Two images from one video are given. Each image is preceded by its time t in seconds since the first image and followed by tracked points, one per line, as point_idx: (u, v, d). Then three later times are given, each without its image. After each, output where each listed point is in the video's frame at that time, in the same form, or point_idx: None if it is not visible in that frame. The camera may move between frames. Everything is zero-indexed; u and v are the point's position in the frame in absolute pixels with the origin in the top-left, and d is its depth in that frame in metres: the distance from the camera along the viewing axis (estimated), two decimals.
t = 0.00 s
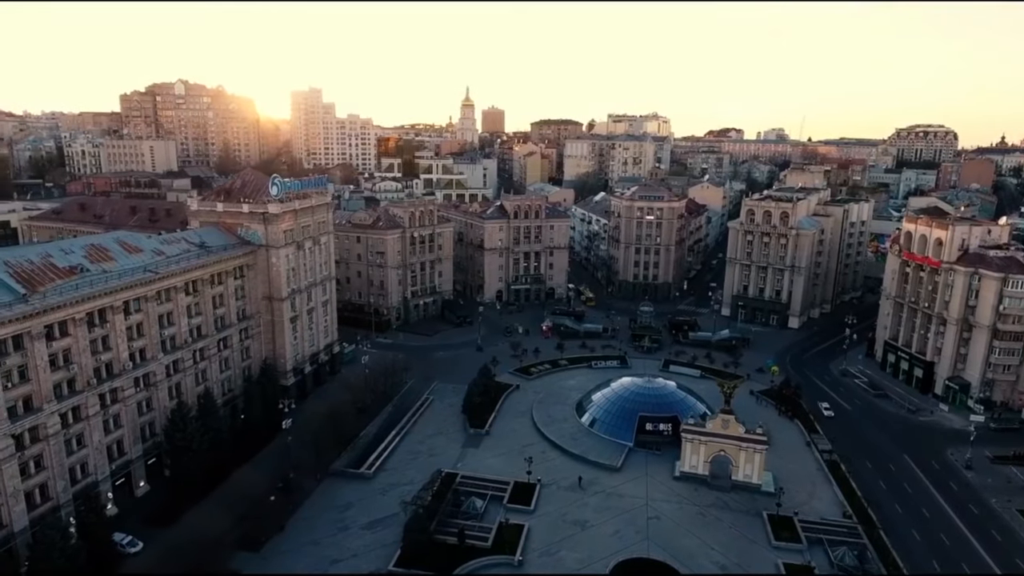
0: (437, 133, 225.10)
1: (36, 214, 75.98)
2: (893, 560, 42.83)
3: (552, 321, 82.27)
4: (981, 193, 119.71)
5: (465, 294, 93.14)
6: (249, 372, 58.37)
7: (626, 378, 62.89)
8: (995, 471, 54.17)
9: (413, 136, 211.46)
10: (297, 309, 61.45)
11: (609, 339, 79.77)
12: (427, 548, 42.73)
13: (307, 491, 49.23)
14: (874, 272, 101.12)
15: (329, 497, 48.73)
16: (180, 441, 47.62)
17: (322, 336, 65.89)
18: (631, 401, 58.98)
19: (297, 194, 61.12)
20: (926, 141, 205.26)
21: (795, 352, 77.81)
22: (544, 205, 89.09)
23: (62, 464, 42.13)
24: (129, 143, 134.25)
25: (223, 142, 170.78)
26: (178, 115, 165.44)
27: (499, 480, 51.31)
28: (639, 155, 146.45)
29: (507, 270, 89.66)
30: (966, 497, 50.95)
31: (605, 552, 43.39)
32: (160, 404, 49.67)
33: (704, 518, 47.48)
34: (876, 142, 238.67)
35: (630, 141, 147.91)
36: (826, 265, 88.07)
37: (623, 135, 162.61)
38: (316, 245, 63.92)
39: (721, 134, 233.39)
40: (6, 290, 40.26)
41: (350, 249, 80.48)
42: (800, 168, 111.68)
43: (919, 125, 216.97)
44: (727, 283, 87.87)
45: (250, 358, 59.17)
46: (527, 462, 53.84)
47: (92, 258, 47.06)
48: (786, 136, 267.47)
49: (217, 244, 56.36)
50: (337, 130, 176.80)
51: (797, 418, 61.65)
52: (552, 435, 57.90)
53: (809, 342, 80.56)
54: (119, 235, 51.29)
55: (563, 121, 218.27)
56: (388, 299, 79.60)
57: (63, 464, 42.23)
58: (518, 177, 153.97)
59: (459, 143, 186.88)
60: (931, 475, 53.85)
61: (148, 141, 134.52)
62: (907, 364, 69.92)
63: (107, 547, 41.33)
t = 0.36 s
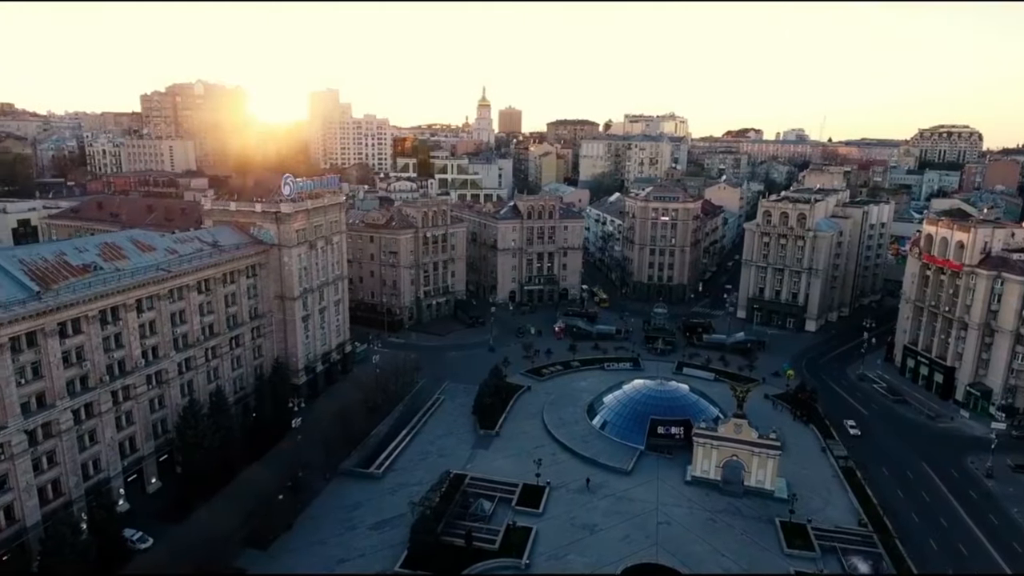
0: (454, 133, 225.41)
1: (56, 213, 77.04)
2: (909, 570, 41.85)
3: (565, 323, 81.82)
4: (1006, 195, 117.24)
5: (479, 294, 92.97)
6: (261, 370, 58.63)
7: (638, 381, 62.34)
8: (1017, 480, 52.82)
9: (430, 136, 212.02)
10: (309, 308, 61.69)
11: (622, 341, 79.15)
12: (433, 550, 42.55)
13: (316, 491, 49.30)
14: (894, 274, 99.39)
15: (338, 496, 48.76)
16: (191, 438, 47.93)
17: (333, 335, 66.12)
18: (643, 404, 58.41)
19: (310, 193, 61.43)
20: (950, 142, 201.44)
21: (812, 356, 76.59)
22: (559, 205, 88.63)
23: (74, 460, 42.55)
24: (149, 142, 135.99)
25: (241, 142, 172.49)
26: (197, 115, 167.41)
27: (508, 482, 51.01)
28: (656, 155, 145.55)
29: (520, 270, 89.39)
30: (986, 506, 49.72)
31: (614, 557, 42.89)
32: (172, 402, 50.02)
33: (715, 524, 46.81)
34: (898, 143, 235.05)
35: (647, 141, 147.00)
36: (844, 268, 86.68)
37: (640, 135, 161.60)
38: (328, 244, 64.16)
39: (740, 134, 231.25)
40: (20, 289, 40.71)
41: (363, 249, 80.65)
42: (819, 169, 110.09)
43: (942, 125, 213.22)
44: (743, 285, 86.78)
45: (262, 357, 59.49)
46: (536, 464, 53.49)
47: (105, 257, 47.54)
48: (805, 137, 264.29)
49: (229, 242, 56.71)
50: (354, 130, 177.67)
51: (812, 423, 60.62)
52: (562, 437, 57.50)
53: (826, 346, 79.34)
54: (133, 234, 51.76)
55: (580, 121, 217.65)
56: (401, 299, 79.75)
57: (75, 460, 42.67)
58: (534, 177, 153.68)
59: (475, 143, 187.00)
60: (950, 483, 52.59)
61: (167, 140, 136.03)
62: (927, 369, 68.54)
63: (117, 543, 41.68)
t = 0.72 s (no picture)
0: (469, 132, 225.58)
1: (74, 211, 78.14)
2: None
3: (577, 324, 81.35)
4: None
5: (491, 294, 92.80)
6: (272, 369, 58.94)
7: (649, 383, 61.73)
8: None
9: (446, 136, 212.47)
10: (320, 307, 61.91)
11: (635, 342, 78.54)
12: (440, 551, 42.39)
13: (325, 490, 49.38)
14: (914, 277, 97.69)
15: (346, 496, 48.79)
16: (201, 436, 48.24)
17: (345, 335, 66.31)
18: (653, 407, 57.84)
19: (322, 193, 61.67)
20: (974, 142, 197.61)
21: (827, 359, 75.42)
22: (572, 206, 88.16)
23: (86, 457, 42.98)
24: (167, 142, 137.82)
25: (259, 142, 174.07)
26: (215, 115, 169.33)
27: (517, 484, 50.74)
28: (672, 155, 144.54)
29: (533, 270, 89.09)
30: (1006, 515, 48.51)
31: (622, 561, 42.42)
32: (183, 399, 50.38)
33: (725, 529, 46.16)
34: (920, 143, 231.25)
35: (663, 141, 146.00)
36: (863, 270, 85.33)
37: (655, 135, 160.52)
38: (340, 244, 64.41)
39: (758, 134, 229.02)
40: (34, 287, 41.14)
41: (376, 249, 80.84)
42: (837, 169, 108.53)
43: (966, 125, 209.53)
44: (758, 287, 85.72)
45: (273, 356, 59.81)
46: (545, 466, 53.16)
47: (118, 255, 47.98)
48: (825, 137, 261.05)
49: (242, 241, 57.03)
50: (369, 130, 178.47)
51: (827, 428, 59.62)
52: (572, 439, 57.10)
53: (842, 349, 78.13)
54: (146, 233, 52.20)
55: (596, 121, 216.90)
56: (413, 298, 79.84)
57: (88, 457, 43.12)
58: (549, 177, 153.36)
59: (490, 143, 187.06)
60: (969, 491, 51.40)
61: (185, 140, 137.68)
62: (947, 374, 67.15)
63: (127, 540, 42.00)
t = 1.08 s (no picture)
0: (487, 132, 225.68)
1: (94, 210, 79.36)
2: None
3: (591, 325, 80.77)
4: None
5: (505, 295, 92.56)
6: (285, 368, 59.25)
7: (663, 386, 61.06)
8: None
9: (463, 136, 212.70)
10: (333, 307, 62.08)
11: (649, 344, 77.81)
12: (448, 553, 42.24)
13: (335, 489, 49.47)
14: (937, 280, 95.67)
15: (357, 495, 48.83)
16: (213, 434, 48.56)
17: (358, 334, 66.48)
18: (666, 410, 57.23)
19: (335, 193, 61.85)
20: (1001, 142, 193.23)
21: (846, 363, 74.12)
22: (587, 206, 87.56)
23: (99, 453, 43.48)
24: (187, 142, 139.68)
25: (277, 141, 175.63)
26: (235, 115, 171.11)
27: (526, 486, 50.43)
28: (690, 155, 143.18)
29: (547, 271, 88.66)
30: None
31: (631, 566, 41.90)
32: (196, 397, 50.80)
33: (738, 535, 45.42)
34: (946, 143, 226.74)
35: (681, 141, 144.72)
36: (883, 273, 83.78)
37: (673, 135, 159.11)
38: (353, 244, 64.60)
39: (778, 134, 226.32)
40: (49, 285, 41.66)
41: (391, 248, 81.02)
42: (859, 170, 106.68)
43: (993, 125, 205.09)
44: (776, 289, 84.49)
45: (286, 355, 60.13)
46: (556, 468, 52.78)
47: (133, 254, 48.48)
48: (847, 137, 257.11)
49: (256, 241, 57.34)
50: (387, 130, 179.21)
51: (845, 433, 58.44)
52: (583, 442, 56.66)
53: (862, 353, 76.70)
54: (161, 232, 52.70)
55: (613, 121, 215.83)
56: (427, 298, 79.86)
57: (101, 453, 43.60)
58: (565, 177, 152.82)
59: (507, 143, 186.93)
60: (990, 500, 50.06)
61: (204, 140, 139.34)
62: (969, 379, 65.58)
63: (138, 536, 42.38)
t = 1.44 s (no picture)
0: (506, 132, 225.41)
1: (116, 209, 80.61)
2: None
3: (608, 327, 80.08)
4: None
5: (522, 295, 92.24)
6: (299, 367, 59.57)
7: (678, 389, 60.27)
8: None
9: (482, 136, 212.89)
10: (347, 306, 62.24)
11: (666, 347, 76.97)
12: (457, 555, 42.01)
13: (346, 488, 49.55)
14: (964, 283, 93.35)
15: (368, 495, 48.85)
16: (227, 432, 48.90)
17: (373, 334, 66.65)
18: (681, 413, 56.47)
19: (350, 193, 62.03)
20: None
21: (868, 368, 72.58)
22: (604, 206, 86.90)
23: (115, 449, 44.00)
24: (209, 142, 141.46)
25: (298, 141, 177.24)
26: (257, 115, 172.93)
27: (538, 489, 50.01)
28: (711, 155, 141.67)
29: (564, 272, 88.19)
30: None
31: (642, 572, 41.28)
32: (211, 395, 51.22)
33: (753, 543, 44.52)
34: (975, 142, 221.69)
35: (701, 141, 143.22)
36: (907, 276, 81.98)
37: (693, 135, 157.46)
38: (368, 244, 64.75)
39: (802, 134, 223.05)
40: (66, 283, 42.23)
41: (406, 248, 81.15)
42: (883, 170, 104.59)
43: None
44: (797, 292, 83.06)
45: (301, 353, 60.44)
46: (568, 471, 52.33)
47: (150, 253, 49.05)
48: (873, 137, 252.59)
49: (271, 240, 57.69)
50: (406, 130, 179.84)
51: (865, 440, 57.12)
52: (596, 445, 56.11)
53: (885, 358, 75.06)
54: (178, 231, 53.26)
55: (634, 121, 214.47)
56: (442, 298, 79.88)
57: (116, 449, 44.10)
58: (584, 178, 152.11)
59: (527, 143, 186.67)
60: (1017, 512, 48.52)
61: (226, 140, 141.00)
62: (996, 386, 63.77)
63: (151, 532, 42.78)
